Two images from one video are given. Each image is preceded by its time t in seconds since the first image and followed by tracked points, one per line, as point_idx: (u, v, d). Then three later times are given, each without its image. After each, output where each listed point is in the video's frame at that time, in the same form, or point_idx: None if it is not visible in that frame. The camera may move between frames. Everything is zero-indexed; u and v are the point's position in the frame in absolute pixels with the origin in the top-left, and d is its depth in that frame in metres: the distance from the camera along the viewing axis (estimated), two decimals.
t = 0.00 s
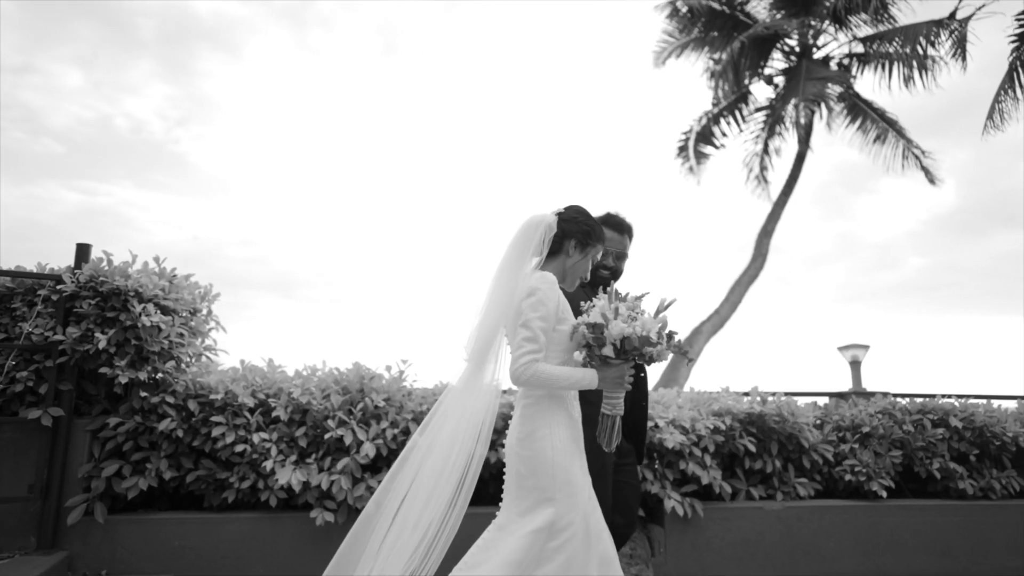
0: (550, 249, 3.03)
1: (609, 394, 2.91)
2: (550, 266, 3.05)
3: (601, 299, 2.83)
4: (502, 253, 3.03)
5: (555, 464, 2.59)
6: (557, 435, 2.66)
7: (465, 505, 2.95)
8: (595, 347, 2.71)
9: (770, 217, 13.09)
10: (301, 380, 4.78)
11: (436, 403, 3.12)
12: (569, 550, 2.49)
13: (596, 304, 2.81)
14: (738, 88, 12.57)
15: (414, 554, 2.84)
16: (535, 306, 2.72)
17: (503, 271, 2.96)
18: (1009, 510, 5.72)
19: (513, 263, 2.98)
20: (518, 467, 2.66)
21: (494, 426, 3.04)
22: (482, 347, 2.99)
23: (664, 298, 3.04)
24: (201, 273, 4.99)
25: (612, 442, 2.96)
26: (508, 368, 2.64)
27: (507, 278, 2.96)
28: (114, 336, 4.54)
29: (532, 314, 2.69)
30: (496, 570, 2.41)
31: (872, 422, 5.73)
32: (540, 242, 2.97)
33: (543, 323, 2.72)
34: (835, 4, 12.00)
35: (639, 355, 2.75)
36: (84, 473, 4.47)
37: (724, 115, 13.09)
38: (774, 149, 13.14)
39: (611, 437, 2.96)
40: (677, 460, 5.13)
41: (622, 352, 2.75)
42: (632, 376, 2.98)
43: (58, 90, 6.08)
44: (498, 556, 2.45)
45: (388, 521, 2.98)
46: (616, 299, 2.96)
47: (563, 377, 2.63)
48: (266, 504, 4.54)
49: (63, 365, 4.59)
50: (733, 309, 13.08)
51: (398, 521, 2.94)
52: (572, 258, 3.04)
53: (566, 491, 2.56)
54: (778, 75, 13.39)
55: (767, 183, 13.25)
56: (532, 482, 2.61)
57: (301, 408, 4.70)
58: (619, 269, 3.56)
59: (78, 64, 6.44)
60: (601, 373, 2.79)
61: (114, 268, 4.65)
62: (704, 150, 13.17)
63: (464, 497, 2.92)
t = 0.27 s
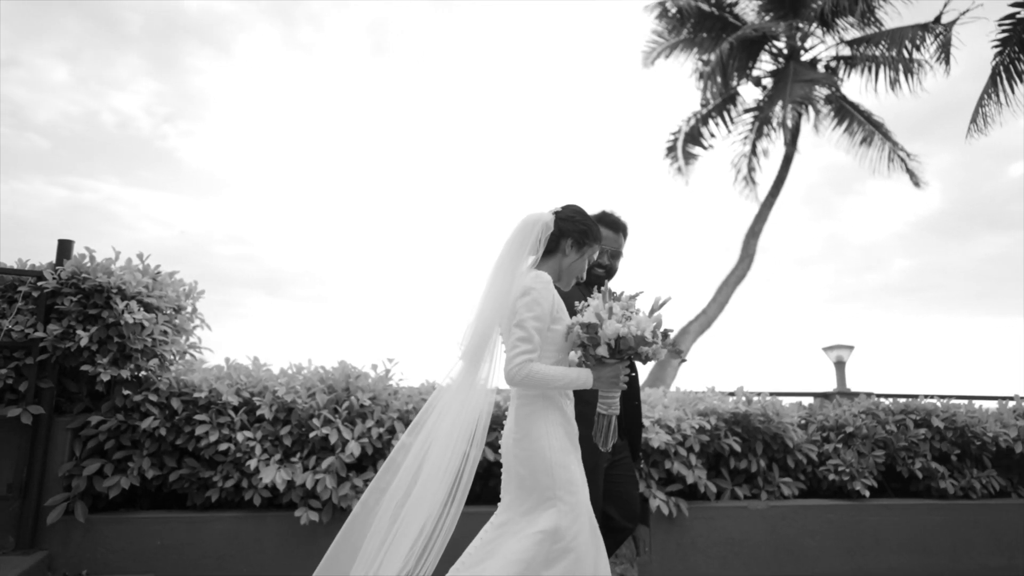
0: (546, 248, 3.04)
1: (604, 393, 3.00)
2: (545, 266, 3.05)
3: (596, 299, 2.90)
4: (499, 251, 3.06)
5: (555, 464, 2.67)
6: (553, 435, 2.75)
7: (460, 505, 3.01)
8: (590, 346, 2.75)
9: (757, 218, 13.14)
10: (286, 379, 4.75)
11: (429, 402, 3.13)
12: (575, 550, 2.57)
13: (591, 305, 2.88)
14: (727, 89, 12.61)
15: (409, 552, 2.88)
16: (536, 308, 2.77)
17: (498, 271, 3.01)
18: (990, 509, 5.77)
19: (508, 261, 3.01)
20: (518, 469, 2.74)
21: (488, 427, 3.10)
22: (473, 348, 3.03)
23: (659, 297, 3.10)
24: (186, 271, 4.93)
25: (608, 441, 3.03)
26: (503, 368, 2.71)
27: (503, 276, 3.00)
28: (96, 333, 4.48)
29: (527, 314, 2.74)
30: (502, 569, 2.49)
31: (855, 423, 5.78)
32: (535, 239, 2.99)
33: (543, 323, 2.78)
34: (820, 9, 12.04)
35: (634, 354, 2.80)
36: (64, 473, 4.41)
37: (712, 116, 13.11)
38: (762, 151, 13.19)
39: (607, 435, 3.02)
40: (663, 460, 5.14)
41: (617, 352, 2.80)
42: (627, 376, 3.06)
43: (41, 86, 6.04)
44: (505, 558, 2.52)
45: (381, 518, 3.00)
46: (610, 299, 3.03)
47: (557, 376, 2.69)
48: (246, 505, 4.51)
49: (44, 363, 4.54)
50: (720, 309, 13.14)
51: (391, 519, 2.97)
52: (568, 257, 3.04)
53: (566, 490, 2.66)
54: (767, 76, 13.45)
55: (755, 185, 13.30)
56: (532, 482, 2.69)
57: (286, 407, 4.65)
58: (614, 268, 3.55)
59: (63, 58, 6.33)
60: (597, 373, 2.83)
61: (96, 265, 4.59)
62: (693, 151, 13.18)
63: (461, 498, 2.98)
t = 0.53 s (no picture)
0: (543, 247, 3.06)
1: (600, 393, 3.08)
2: (541, 265, 3.06)
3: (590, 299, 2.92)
4: (495, 252, 3.10)
5: (553, 464, 2.71)
6: (549, 432, 2.79)
7: (457, 504, 3.02)
8: (584, 346, 2.77)
9: (747, 219, 13.16)
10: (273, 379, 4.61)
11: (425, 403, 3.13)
12: (575, 548, 2.63)
13: (585, 305, 2.89)
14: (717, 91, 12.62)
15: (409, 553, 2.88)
16: (531, 308, 2.77)
17: (495, 268, 3.06)
18: (975, 508, 5.79)
19: (504, 262, 3.07)
20: (516, 469, 2.78)
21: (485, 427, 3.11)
22: (469, 347, 3.05)
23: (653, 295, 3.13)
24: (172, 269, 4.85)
25: (604, 441, 3.08)
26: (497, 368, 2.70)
27: (496, 279, 3.06)
28: (81, 332, 4.40)
29: (521, 314, 2.74)
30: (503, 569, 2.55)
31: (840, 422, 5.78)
32: (530, 239, 3.02)
33: (538, 324, 2.79)
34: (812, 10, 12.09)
35: (628, 353, 2.81)
36: (49, 472, 4.36)
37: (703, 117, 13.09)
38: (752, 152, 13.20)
39: (602, 435, 3.09)
40: (651, 459, 5.13)
41: (611, 352, 2.80)
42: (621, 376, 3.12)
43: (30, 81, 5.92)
44: (506, 558, 2.58)
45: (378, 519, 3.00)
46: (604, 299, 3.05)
47: (551, 376, 2.69)
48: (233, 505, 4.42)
49: (28, 362, 4.48)
50: (709, 309, 13.15)
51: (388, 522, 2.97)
52: (564, 256, 3.04)
53: (565, 488, 2.69)
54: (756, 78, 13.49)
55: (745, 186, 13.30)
56: (531, 481, 2.73)
57: (274, 406, 4.55)
58: (610, 267, 3.56)
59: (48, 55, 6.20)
60: (591, 373, 2.85)
61: (82, 263, 4.52)
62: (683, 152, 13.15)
63: (460, 496, 2.98)
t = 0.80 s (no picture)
0: (540, 246, 3.04)
1: (597, 393, 3.00)
2: (538, 264, 3.05)
3: (586, 299, 2.93)
4: (491, 253, 3.13)
5: (550, 467, 2.75)
6: (543, 431, 2.84)
7: (456, 502, 3.10)
8: (580, 345, 2.77)
9: (738, 220, 13.12)
10: (264, 377, 4.46)
11: (423, 400, 3.14)
12: (577, 545, 2.68)
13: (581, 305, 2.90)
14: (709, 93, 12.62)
15: (410, 550, 2.98)
16: (526, 309, 2.80)
17: (492, 267, 3.09)
18: (964, 507, 5.80)
19: (500, 262, 3.10)
20: (511, 475, 2.83)
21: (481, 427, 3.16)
22: (465, 350, 3.08)
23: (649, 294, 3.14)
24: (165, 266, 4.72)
25: (600, 441, 3.05)
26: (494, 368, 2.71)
27: (491, 279, 3.08)
28: (69, 332, 4.31)
29: (517, 314, 2.76)
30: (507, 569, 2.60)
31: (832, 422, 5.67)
32: (527, 237, 2.99)
33: (535, 326, 2.82)
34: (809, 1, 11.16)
35: (624, 352, 2.83)
36: (36, 473, 4.28)
37: (695, 118, 13.01)
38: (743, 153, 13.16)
39: (599, 436, 3.05)
40: (641, 459, 4.88)
41: (607, 351, 2.81)
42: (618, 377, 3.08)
43: (21, 80, 5.81)
44: (508, 557, 2.64)
45: (377, 516, 3.03)
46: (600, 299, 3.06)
47: (547, 376, 2.70)
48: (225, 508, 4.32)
49: (16, 360, 4.46)
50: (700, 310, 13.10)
51: (388, 520, 3.01)
52: (561, 256, 3.05)
53: (562, 486, 2.74)
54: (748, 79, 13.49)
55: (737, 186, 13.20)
56: (530, 480, 2.76)
57: (265, 406, 4.37)
58: (607, 267, 3.56)
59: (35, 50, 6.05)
60: (587, 372, 2.85)
61: (70, 262, 4.39)
62: (675, 153, 13.03)
63: (456, 497, 3.06)
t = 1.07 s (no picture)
0: (537, 246, 3.02)
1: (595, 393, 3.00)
2: (536, 265, 3.03)
3: (583, 299, 2.94)
4: (487, 252, 3.11)
5: (548, 469, 2.76)
6: (541, 431, 2.84)
7: (455, 501, 3.14)
8: (577, 345, 2.78)
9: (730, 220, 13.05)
10: (255, 378, 4.43)
11: (420, 401, 3.15)
12: (576, 543, 2.74)
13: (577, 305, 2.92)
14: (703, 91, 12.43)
15: (410, 551, 3.05)
16: (526, 307, 2.81)
17: (487, 268, 3.04)
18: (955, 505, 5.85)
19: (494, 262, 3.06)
20: (508, 477, 2.82)
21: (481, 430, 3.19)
22: (460, 351, 3.08)
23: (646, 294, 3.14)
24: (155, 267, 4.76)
25: (598, 442, 3.01)
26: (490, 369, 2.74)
27: (486, 280, 3.04)
28: (59, 332, 4.32)
29: (512, 315, 2.77)
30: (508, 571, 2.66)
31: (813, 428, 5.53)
32: (524, 238, 2.99)
33: (533, 322, 2.82)
34: (793, 11, 7.55)
35: (620, 352, 2.85)
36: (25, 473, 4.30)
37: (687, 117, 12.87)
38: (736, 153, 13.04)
39: (596, 436, 3.02)
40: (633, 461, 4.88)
41: (603, 352, 2.83)
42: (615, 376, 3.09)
43: (3, 78, 5.03)
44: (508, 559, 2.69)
45: (375, 518, 3.08)
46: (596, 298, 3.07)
47: (544, 376, 2.73)
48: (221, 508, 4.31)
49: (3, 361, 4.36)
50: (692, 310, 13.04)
51: (387, 522, 3.06)
52: (558, 256, 3.05)
53: (560, 488, 2.77)
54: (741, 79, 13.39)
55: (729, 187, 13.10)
56: (529, 483, 2.76)
57: (256, 407, 4.38)
58: (604, 268, 3.55)
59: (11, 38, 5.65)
60: (583, 372, 2.87)
61: (59, 261, 4.40)
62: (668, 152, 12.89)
63: (454, 498, 3.11)
